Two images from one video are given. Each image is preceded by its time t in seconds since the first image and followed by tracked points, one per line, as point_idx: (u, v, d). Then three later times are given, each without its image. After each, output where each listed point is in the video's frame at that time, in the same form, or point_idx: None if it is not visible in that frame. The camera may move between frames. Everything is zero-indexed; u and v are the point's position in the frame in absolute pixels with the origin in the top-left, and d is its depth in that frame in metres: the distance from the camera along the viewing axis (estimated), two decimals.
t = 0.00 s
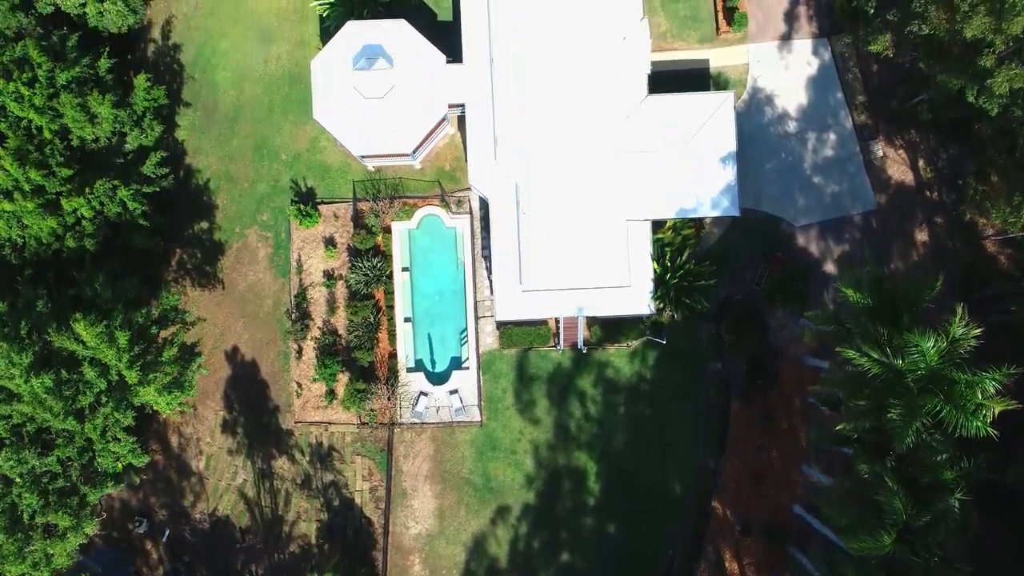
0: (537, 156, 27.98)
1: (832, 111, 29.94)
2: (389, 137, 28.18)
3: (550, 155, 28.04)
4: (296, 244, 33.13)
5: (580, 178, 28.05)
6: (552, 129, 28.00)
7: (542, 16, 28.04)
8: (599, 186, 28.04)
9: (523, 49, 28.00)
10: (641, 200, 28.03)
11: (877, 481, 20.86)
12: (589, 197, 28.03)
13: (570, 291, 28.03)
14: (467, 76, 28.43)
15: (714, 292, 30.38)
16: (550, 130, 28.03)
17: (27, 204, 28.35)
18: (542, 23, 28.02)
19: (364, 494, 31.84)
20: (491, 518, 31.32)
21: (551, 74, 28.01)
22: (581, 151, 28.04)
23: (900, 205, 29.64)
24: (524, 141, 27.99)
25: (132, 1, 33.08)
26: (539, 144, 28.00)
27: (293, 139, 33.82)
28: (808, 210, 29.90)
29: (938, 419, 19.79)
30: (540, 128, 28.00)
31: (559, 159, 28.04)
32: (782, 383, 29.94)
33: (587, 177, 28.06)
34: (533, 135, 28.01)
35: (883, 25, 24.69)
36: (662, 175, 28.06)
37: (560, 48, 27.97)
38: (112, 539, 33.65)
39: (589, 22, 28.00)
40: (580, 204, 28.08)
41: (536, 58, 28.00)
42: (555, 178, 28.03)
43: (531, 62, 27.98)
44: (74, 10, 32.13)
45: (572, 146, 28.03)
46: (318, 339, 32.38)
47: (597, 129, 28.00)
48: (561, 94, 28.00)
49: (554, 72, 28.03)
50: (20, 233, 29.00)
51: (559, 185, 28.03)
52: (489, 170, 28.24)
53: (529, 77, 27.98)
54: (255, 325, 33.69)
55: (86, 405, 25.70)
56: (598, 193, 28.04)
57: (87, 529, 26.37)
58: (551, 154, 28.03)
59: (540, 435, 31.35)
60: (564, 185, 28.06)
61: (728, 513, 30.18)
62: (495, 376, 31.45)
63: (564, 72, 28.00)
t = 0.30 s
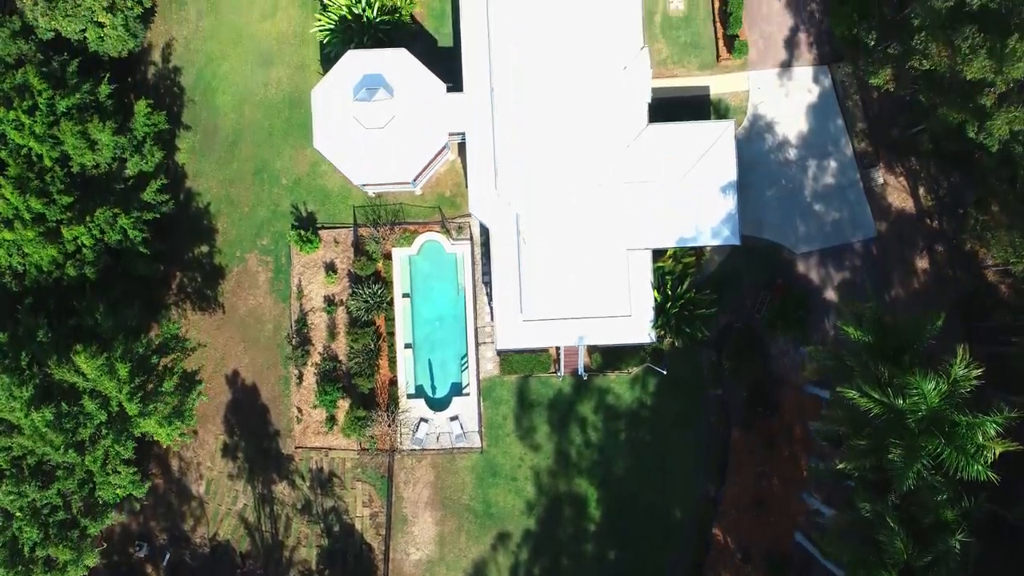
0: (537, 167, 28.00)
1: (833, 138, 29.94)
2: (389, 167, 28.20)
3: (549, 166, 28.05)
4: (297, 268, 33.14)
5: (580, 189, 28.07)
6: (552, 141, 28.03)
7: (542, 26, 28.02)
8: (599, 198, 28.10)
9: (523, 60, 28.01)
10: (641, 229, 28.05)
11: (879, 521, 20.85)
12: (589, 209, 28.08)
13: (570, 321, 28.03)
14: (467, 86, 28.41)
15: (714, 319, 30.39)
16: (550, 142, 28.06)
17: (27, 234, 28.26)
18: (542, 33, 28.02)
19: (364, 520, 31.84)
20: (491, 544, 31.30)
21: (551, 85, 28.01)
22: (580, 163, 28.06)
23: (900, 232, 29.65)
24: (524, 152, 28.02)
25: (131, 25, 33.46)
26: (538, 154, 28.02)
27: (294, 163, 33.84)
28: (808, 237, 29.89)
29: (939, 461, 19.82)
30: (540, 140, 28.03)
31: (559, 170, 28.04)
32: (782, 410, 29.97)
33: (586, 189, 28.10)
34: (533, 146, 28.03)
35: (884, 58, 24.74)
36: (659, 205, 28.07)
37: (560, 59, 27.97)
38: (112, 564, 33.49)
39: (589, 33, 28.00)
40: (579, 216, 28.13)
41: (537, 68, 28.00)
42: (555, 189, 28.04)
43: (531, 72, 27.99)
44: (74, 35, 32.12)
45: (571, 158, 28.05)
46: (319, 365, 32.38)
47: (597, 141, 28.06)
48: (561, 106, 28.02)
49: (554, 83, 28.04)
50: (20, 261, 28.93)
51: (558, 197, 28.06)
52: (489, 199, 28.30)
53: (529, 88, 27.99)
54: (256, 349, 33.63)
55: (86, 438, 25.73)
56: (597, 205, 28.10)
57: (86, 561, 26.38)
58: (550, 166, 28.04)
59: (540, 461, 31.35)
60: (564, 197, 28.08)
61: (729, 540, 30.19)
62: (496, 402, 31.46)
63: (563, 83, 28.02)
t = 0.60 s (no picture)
0: (536, 183, 27.80)
1: (833, 165, 29.94)
2: (389, 197, 28.17)
3: (549, 182, 27.85)
4: (297, 294, 33.14)
5: (579, 208, 27.97)
6: (551, 158, 27.84)
7: (542, 40, 27.79)
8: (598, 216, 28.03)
9: (523, 74, 27.78)
10: (642, 258, 28.03)
11: (879, 561, 20.83)
12: (587, 228, 28.04)
13: (570, 351, 28.02)
14: (468, 104, 28.53)
15: (715, 347, 30.39)
16: (550, 158, 27.86)
17: (27, 263, 28.22)
18: (542, 48, 27.79)
19: (365, 546, 31.86)
20: (492, 570, 31.31)
21: (550, 100, 27.80)
22: (580, 180, 27.87)
23: (900, 260, 29.67)
24: (523, 168, 27.84)
25: (131, 50, 33.19)
26: (538, 170, 27.83)
27: (295, 188, 33.86)
28: (808, 265, 29.89)
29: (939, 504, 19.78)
30: (539, 156, 27.85)
31: (559, 188, 27.86)
32: (783, 438, 30.00)
33: (586, 208, 27.98)
34: (532, 163, 27.85)
35: (885, 92, 24.76)
36: (660, 235, 28.06)
37: (561, 75, 27.76)
38: None
39: (590, 50, 27.83)
40: (577, 234, 28.07)
41: (536, 83, 27.79)
42: (554, 208, 27.91)
43: (531, 87, 27.77)
44: (74, 60, 32.05)
45: (571, 176, 27.85)
46: (319, 391, 32.40)
47: (597, 159, 27.88)
48: (561, 121, 27.82)
49: (554, 98, 27.82)
50: (20, 289, 28.86)
51: (557, 215, 27.93)
52: (490, 229, 28.37)
53: (529, 103, 27.77)
54: (256, 374, 33.55)
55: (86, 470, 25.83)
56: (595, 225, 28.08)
57: None
58: (550, 183, 27.84)
59: (541, 488, 31.34)
60: (563, 214, 27.94)
61: (729, 567, 30.20)
62: (497, 429, 31.46)
63: (563, 99, 27.80)
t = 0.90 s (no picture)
0: (536, 196, 27.68)
1: (835, 194, 29.95)
2: (391, 226, 28.20)
3: (549, 195, 27.75)
4: (298, 319, 33.17)
5: (578, 220, 27.79)
6: (551, 171, 27.72)
7: (542, 54, 27.75)
8: (597, 230, 27.94)
9: (523, 88, 27.75)
10: (643, 288, 28.02)
11: None
12: (586, 241, 27.95)
13: (572, 381, 28.02)
14: (468, 117, 28.60)
15: (716, 375, 30.39)
16: (550, 170, 27.76)
17: (28, 292, 28.18)
18: (542, 62, 27.75)
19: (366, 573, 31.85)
20: None
21: (551, 113, 27.72)
22: (580, 193, 27.76)
23: (901, 288, 29.71)
24: (523, 182, 27.75)
25: (132, 75, 32.93)
26: (538, 183, 27.74)
27: (296, 213, 33.92)
28: (809, 293, 29.92)
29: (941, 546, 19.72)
30: (538, 169, 27.72)
31: (558, 202, 27.73)
32: (784, 466, 30.00)
33: (585, 222, 27.86)
34: (531, 176, 27.73)
35: (887, 126, 24.81)
36: (662, 266, 28.04)
37: (561, 88, 27.70)
38: None
39: (590, 64, 27.82)
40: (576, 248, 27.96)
41: (537, 96, 27.73)
42: (554, 222, 27.77)
43: (531, 99, 27.71)
44: (75, 87, 31.97)
45: (571, 188, 27.73)
46: (320, 417, 32.38)
47: (596, 173, 27.75)
48: (561, 136, 27.74)
49: (554, 109, 27.75)
50: (22, 317, 28.80)
51: (557, 230, 27.76)
52: (491, 260, 28.36)
53: (529, 115, 27.70)
54: (257, 398, 33.52)
55: (87, 503, 25.85)
56: (594, 237, 27.97)
57: None
58: (549, 197, 27.73)
59: (543, 515, 31.33)
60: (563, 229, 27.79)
61: None
62: (498, 456, 31.48)
63: (564, 112, 27.74)
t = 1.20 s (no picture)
0: (536, 213, 27.65)
1: (835, 223, 29.98)
2: (392, 257, 28.24)
3: (549, 217, 27.73)
4: (299, 345, 33.20)
5: (578, 235, 27.76)
6: (551, 188, 27.70)
7: (542, 69, 27.68)
8: (598, 249, 27.85)
9: (523, 105, 27.71)
10: (644, 318, 28.03)
11: None
12: (587, 258, 27.82)
13: (573, 412, 28.02)
14: (468, 129, 28.51)
15: (717, 403, 30.38)
16: (551, 188, 27.73)
17: (30, 322, 28.18)
18: (541, 75, 27.69)
19: None
20: None
21: (551, 129, 27.70)
22: (580, 216, 27.75)
23: (902, 317, 29.72)
24: (522, 199, 27.77)
25: (133, 100, 33.02)
26: (538, 205, 27.70)
27: (297, 238, 34.00)
28: (810, 321, 29.93)
29: None
30: (538, 185, 27.70)
31: (558, 219, 27.73)
32: (786, 495, 29.94)
33: (585, 239, 27.83)
34: (531, 192, 27.69)
35: (887, 160, 24.79)
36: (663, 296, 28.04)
37: (561, 101, 27.64)
38: None
39: (589, 81, 27.78)
40: (575, 268, 27.87)
41: (537, 113, 27.69)
42: (555, 240, 27.74)
43: (531, 116, 27.68)
44: (76, 113, 31.88)
45: (572, 212, 27.74)
46: (321, 444, 32.41)
47: (595, 190, 27.79)
48: (561, 156, 27.72)
49: (555, 125, 27.72)
50: (23, 345, 28.77)
51: (558, 250, 27.74)
52: (494, 291, 28.29)
53: (529, 132, 27.68)
54: (258, 424, 33.49)
55: (88, 536, 25.87)
56: (594, 255, 27.86)
57: None
58: (549, 213, 27.71)
59: (544, 542, 31.32)
60: (563, 250, 27.78)
61: None
62: (499, 483, 31.49)
63: (564, 129, 27.70)
